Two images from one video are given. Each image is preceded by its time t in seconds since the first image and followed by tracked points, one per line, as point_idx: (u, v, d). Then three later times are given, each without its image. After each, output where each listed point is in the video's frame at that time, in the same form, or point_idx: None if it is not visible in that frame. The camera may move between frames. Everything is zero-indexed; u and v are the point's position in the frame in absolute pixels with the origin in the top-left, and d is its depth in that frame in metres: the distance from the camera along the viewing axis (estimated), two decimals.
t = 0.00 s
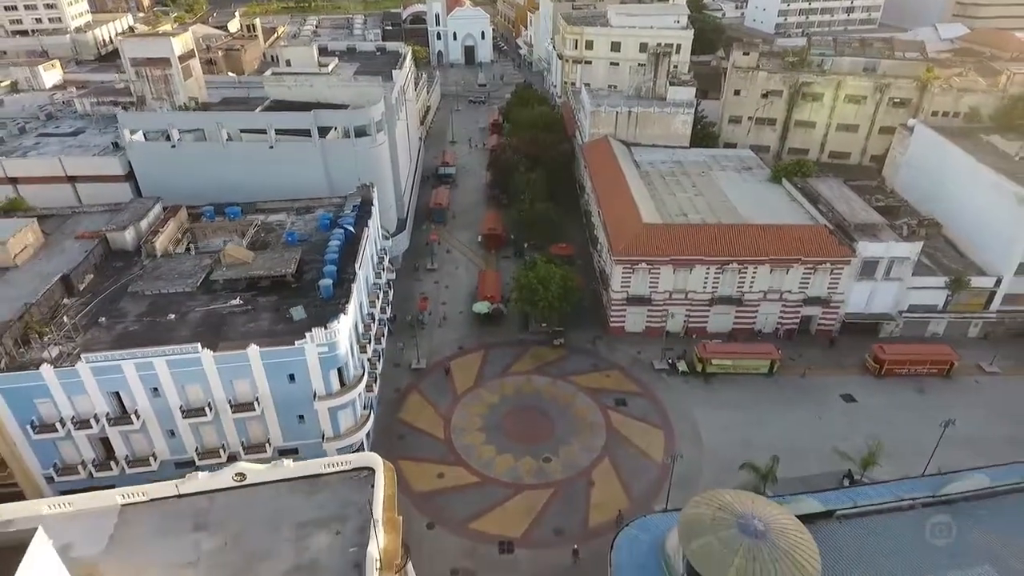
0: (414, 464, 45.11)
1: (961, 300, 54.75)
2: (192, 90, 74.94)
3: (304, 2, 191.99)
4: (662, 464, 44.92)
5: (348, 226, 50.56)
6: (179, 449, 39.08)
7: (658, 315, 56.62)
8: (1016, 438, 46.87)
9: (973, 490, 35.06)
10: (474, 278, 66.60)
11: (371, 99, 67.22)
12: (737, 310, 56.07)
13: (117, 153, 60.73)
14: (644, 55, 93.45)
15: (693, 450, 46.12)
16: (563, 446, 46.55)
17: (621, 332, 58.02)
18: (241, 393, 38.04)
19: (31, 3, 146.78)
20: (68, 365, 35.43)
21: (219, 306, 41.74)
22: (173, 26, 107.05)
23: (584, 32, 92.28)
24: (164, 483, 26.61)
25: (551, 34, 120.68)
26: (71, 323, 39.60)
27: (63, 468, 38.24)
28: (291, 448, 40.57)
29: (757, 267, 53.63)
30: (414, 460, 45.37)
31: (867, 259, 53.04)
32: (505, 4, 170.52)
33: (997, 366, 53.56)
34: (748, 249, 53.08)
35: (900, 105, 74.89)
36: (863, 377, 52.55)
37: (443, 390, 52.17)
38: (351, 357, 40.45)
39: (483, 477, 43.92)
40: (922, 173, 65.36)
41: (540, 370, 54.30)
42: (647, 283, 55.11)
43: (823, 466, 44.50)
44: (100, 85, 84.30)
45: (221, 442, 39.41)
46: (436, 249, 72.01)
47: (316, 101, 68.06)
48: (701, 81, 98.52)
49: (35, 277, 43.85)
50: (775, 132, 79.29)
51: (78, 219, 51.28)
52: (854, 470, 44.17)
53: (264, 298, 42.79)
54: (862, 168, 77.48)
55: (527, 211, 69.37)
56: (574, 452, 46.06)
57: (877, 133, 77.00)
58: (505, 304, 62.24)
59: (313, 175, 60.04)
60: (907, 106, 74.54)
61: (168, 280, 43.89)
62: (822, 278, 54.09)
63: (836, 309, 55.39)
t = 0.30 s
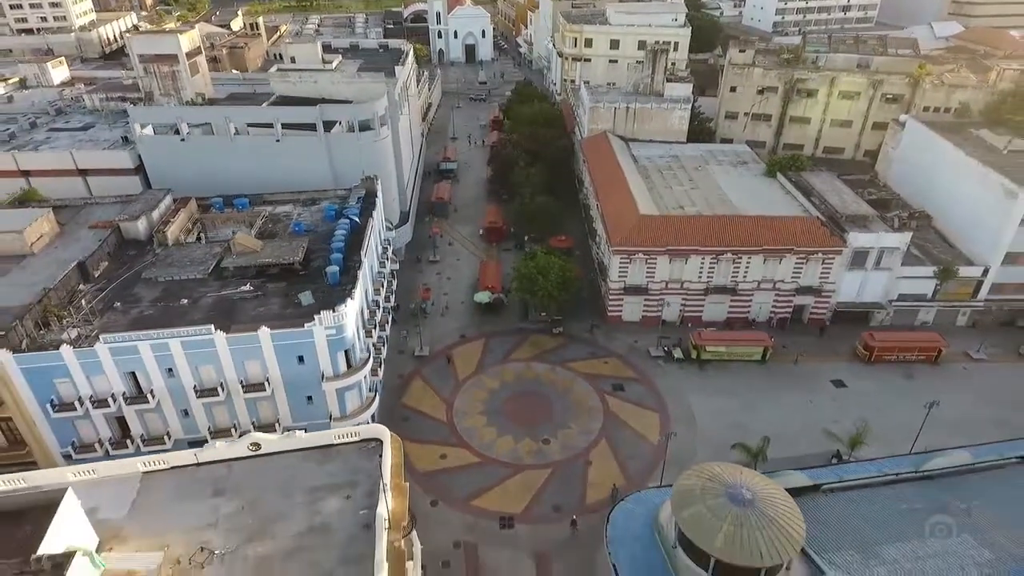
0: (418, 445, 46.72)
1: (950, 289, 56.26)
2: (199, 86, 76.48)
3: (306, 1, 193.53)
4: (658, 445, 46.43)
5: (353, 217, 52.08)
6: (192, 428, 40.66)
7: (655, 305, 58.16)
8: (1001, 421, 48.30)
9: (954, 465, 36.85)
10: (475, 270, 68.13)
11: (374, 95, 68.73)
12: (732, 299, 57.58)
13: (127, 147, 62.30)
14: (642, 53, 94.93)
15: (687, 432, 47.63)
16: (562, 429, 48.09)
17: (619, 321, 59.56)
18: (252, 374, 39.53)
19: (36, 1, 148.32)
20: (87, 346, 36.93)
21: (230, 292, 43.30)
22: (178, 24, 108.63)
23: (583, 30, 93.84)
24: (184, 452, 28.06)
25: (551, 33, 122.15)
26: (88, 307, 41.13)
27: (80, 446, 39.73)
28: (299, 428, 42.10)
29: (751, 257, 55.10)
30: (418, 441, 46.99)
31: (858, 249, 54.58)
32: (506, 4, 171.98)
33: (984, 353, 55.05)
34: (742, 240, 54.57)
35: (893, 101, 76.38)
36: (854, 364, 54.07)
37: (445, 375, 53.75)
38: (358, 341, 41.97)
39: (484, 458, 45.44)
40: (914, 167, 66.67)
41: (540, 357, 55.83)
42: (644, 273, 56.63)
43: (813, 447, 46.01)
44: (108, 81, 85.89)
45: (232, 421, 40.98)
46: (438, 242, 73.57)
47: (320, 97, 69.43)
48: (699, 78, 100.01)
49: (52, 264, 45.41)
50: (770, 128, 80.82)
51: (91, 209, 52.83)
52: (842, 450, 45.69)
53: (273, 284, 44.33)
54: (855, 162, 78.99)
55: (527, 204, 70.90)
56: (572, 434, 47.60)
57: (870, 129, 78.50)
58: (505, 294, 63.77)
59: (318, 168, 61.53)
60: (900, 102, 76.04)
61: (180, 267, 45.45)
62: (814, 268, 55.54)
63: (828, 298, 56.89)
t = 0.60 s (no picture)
0: (421, 427, 48.26)
1: (939, 279, 57.80)
2: (205, 83, 78.02)
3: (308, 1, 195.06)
4: (653, 428, 47.99)
5: (358, 208, 53.58)
6: (204, 409, 42.27)
7: (651, 294, 59.71)
8: (986, 405, 49.80)
9: (937, 443, 38.04)
10: (476, 262, 69.65)
11: (376, 91, 70.24)
12: (726, 289, 59.09)
13: (137, 141, 63.86)
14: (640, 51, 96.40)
15: (682, 416, 49.13)
16: (560, 413, 49.65)
17: (616, 311, 61.11)
18: (263, 356, 41.08)
19: None
20: (105, 329, 38.43)
21: (240, 279, 44.85)
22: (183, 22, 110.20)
23: (582, 29, 95.36)
24: (201, 424, 29.62)
25: (551, 32, 123.65)
26: (104, 293, 42.67)
27: (97, 426, 41.23)
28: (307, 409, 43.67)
29: (745, 248, 56.58)
30: (421, 424, 48.53)
31: (848, 239, 56.15)
32: (506, 3, 173.46)
33: (971, 341, 56.59)
34: (736, 231, 56.06)
35: (886, 97, 77.84)
36: (844, 351, 55.62)
37: (448, 362, 55.31)
38: (363, 325, 43.49)
39: (485, 440, 46.97)
40: (905, 162, 68.06)
41: (539, 346, 57.39)
42: (641, 264, 58.13)
43: (804, 430, 47.53)
44: (116, 78, 87.48)
45: (243, 403, 42.53)
46: (440, 235, 75.12)
47: (324, 93, 70.95)
48: (696, 76, 101.50)
49: (67, 251, 46.93)
50: (766, 124, 82.29)
51: (103, 201, 54.38)
52: (832, 433, 47.23)
53: (281, 272, 45.89)
54: (849, 158, 80.48)
55: (527, 198, 72.49)
56: (571, 418, 49.16)
57: (863, 124, 80.00)
58: (506, 285, 65.29)
59: (323, 162, 63.06)
60: (893, 98, 77.52)
61: (191, 255, 46.99)
62: (806, 259, 57.02)
63: (820, 288, 58.40)
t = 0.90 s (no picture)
0: (425, 409, 50.05)
1: (926, 268, 59.57)
2: (212, 79, 79.77)
3: None
4: (648, 409, 49.78)
5: (363, 198, 55.31)
6: (217, 389, 44.05)
7: (648, 284, 61.47)
8: (970, 388, 51.54)
9: (919, 419, 39.72)
10: (478, 253, 71.42)
11: (380, 87, 71.91)
12: (720, 278, 60.85)
13: (147, 135, 65.62)
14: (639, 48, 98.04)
15: (676, 398, 50.88)
16: (559, 395, 51.43)
17: (614, 299, 62.87)
18: (274, 338, 42.90)
19: None
20: (123, 310, 40.19)
21: (251, 265, 46.62)
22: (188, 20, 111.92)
23: (581, 26, 97.00)
24: (220, 395, 31.39)
25: (551, 30, 125.27)
26: (121, 278, 44.43)
27: (114, 405, 43.00)
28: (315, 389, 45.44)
29: (738, 238, 58.29)
30: (425, 405, 50.33)
31: (839, 229, 57.84)
32: (507, 2, 175.12)
33: (958, 328, 58.38)
34: (730, 221, 57.73)
35: (878, 92, 79.58)
36: (834, 338, 57.39)
37: (450, 348, 57.09)
38: (370, 309, 45.23)
39: (486, 421, 48.77)
40: (896, 156, 69.57)
41: (539, 332, 59.15)
42: (638, 253, 59.87)
43: (793, 411, 49.29)
44: (124, 75, 89.23)
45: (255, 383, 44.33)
46: (442, 227, 76.89)
47: (328, 89, 72.64)
48: (694, 73, 103.18)
49: (84, 238, 48.67)
50: (761, 119, 84.04)
51: (117, 191, 56.13)
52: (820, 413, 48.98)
53: (290, 259, 47.63)
54: (842, 152, 82.19)
55: (527, 191, 74.23)
56: (569, 400, 50.94)
57: (856, 120, 81.75)
58: (506, 275, 67.07)
59: (329, 155, 64.78)
60: (885, 94, 79.27)
61: (204, 243, 48.77)
62: (798, 248, 58.73)
63: (811, 277, 60.16)
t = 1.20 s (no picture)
0: (428, 394, 51.60)
1: (916, 259, 61.10)
2: (218, 75, 81.31)
3: None
4: (644, 394, 51.35)
5: (368, 190, 56.86)
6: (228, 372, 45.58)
7: (644, 274, 63.04)
8: (957, 374, 53.06)
9: (903, 400, 41.19)
10: (479, 246, 72.95)
11: (383, 83, 73.49)
12: (715, 269, 62.40)
13: (156, 130, 67.17)
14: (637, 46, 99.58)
15: (671, 384, 52.42)
16: (558, 381, 52.99)
17: (611, 290, 64.43)
18: (282, 323, 44.42)
19: None
20: (138, 295, 41.74)
21: (259, 253, 48.18)
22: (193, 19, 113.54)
23: (580, 24, 98.51)
24: (234, 372, 32.92)
25: (551, 28, 126.73)
26: (134, 265, 45.98)
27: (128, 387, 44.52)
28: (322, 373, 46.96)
29: (733, 229, 59.84)
30: (428, 391, 51.88)
31: (830, 221, 59.36)
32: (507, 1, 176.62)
33: (946, 317, 59.91)
34: (724, 212, 59.26)
35: (872, 89, 81.08)
36: (826, 326, 58.92)
37: (452, 336, 58.64)
38: (375, 296, 46.77)
39: (487, 405, 50.32)
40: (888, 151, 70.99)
41: (538, 322, 60.71)
42: (635, 245, 61.44)
43: (784, 395, 50.83)
44: (130, 72, 90.82)
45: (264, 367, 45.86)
46: (444, 221, 78.44)
47: (332, 85, 74.16)
48: (691, 71, 104.71)
49: (97, 228, 50.20)
50: (757, 115, 85.58)
51: (127, 184, 57.67)
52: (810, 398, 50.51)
53: (297, 248, 49.19)
54: (836, 148, 83.69)
55: (527, 185, 75.76)
56: (568, 385, 52.51)
57: (850, 116, 83.23)
58: (507, 267, 68.63)
59: (333, 149, 66.32)
60: (878, 90, 80.77)
61: (214, 232, 50.33)
62: (791, 239, 60.31)
63: (804, 267, 61.73)
